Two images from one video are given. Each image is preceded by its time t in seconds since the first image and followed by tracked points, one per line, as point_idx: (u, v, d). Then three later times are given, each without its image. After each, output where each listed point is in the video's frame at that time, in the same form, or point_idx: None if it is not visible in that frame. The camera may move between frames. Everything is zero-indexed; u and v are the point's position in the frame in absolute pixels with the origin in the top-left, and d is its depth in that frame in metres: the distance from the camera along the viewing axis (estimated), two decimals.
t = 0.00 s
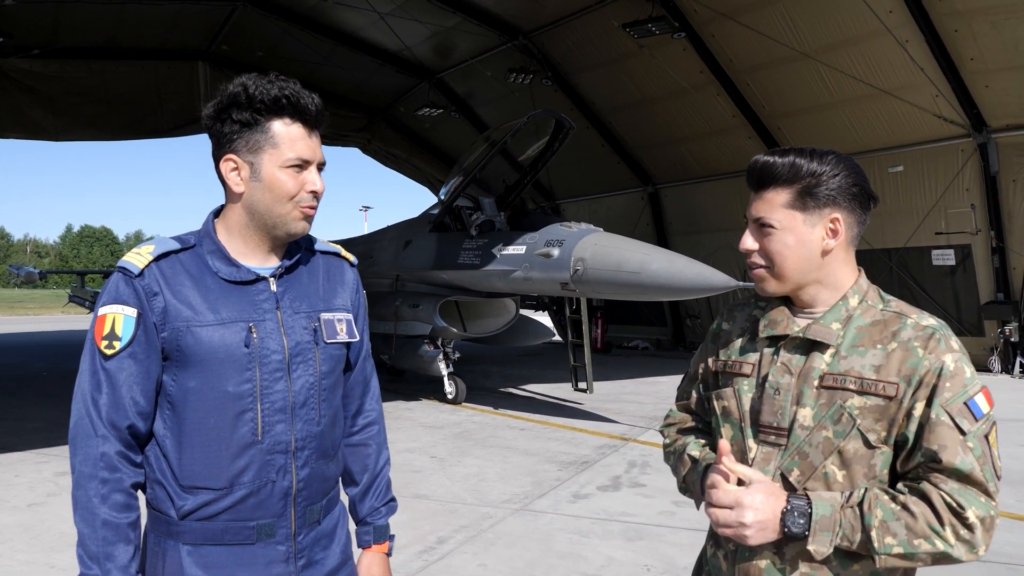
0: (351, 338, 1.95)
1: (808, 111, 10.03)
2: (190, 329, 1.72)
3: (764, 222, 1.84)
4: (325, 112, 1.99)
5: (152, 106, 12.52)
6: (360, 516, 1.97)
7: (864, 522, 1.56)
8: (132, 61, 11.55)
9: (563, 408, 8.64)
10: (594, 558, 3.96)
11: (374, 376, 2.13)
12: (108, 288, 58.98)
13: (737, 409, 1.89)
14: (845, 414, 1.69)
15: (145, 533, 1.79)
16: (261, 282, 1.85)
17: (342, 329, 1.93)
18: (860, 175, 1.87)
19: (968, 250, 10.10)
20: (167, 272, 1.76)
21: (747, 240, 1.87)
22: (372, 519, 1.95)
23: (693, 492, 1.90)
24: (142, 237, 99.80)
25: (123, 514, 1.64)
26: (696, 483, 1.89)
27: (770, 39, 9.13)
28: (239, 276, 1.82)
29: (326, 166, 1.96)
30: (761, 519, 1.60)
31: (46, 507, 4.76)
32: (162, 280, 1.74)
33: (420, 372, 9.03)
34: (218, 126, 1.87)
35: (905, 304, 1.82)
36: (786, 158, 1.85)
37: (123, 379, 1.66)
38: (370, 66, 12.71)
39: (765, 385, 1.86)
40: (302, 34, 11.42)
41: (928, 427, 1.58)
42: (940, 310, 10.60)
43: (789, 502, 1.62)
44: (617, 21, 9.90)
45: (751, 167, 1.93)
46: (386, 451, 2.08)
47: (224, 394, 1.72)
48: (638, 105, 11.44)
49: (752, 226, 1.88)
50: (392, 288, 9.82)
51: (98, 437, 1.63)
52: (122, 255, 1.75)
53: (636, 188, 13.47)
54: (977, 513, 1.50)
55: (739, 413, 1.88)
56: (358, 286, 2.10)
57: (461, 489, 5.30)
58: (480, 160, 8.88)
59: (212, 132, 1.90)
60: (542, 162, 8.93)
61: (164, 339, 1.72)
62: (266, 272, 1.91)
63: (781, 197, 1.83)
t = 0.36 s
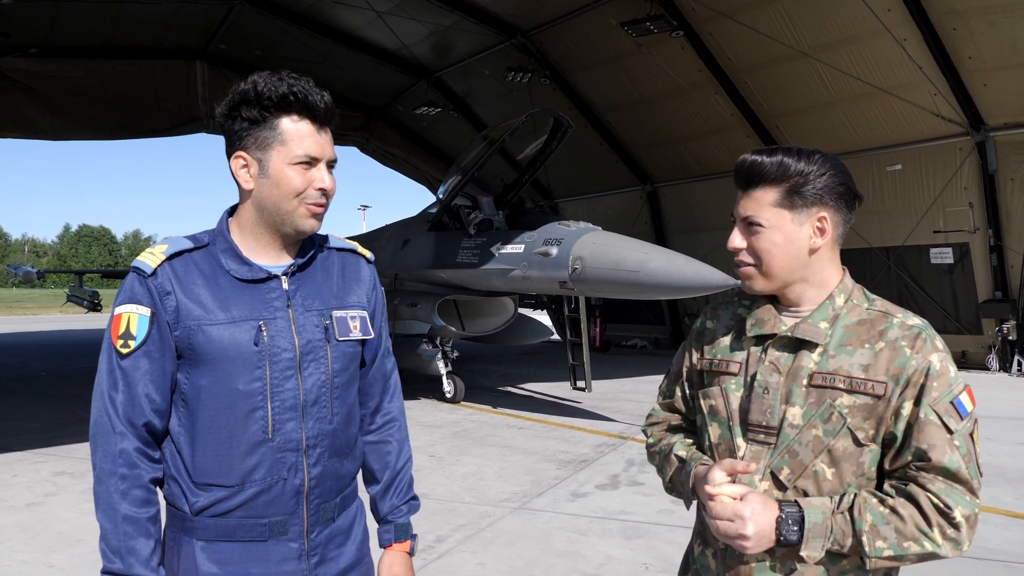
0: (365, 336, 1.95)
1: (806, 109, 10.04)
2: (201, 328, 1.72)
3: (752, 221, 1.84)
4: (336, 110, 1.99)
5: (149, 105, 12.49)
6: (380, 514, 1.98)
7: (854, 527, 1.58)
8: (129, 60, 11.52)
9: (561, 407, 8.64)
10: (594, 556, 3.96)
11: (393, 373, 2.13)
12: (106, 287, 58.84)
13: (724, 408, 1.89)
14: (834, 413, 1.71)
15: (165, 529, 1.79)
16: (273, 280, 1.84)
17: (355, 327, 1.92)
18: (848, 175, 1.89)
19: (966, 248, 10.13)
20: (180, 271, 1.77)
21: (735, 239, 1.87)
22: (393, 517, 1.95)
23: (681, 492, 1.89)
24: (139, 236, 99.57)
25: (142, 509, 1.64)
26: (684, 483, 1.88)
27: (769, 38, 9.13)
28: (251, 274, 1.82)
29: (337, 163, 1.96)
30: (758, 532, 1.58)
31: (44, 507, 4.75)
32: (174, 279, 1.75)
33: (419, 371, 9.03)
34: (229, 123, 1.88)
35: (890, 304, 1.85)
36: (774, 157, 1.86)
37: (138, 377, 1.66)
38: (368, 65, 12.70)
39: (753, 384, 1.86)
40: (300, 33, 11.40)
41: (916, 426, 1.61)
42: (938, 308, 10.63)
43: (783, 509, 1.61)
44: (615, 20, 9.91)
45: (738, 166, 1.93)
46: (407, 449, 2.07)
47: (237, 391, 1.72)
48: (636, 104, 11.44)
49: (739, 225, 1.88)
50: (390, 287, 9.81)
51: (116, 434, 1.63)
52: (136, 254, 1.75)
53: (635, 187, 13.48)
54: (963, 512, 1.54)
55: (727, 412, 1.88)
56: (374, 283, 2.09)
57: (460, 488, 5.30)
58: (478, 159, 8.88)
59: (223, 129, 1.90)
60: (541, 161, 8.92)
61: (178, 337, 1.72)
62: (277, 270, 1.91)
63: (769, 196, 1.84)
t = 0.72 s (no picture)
0: (367, 336, 1.94)
1: (805, 109, 10.05)
2: (203, 327, 1.72)
3: (742, 220, 1.84)
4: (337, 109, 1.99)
5: (147, 105, 12.47)
6: (381, 515, 1.97)
7: (853, 526, 1.58)
8: (127, 60, 11.50)
9: (560, 407, 8.64)
10: (593, 555, 3.97)
11: (395, 374, 2.12)
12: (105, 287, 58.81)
13: (720, 410, 1.88)
14: (830, 414, 1.71)
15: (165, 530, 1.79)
16: (275, 279, 1.84)
17: (358, 327, 1.92)
18: (838, 173, 1.89)
19: (965, 247, 10.14)
20: (182, 270, 1.76)
21: (725, 238, 1.87)
22: (394, 518, 1.95)
23: (679, 494, 1.90)
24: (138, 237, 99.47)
25: (142, 509, 1.63)
26: (681, 486, 1.87)
27: (768, 38, 9.13)
28: (254, 273, 1.81)
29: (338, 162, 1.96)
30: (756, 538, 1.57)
31: (43, 507, 4.75)
32: (176, 278, 1.74)
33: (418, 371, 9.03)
34: (231, 123, 1.87)
35: (882, 301, 1.85)
36: (764, 156, 1.86)
37: (139, 376, 1.66)
38: (367, 65, 12.69)
39: (748, 385, 1.85)
40: (299, 32, 11.39)
41: (912, 424, 1.61)
42: (938, 308, 10.63)
43: (782, 511, 1.61)
44: (614, 19, 9.90)
45: (728, 165, 1.92)
46: (409, 450, 2.07)
47: (238, 390, 1.71)
48: (635, 103, 11.45)
49: (729, 224, 1.88)
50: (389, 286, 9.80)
51: (117, 433, 1.63)
52: (138, 254, 1.75)
53: (634, 186, 13.49)
54: (962, 509, 1.53)
55: (723, 414, 1.87)
56: (378, 283, 2.09)
57: (460, 488, 5.30)
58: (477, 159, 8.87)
59: (225, 129, 1.90)
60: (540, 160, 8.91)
61: (179, 336, 1.71)
62: (279, 269, 1.91)
63: (759, 194, 1.83)
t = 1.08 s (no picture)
0: (368, 338, 1.94)
1: (807, 108, 10.03)
2: (205, 327, 1.71)
3: (740, 219, 1.83)
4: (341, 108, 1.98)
5: (149, 105, 12.48)
6: (379, 518, 1.96)
7: (853, 524, 1.57)
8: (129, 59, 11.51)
9: (562, 406, 8.63)
10: (595, 555, 3.96)
11: (394, 375, 2.12)
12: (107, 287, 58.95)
13: (722, 412, 1.88)
14: (832, 415, 1.70)
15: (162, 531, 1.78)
16: (277, 280, 1.83)
17: (359, 329, 1.91)
18: (838, 170, 1.88)
19: (968, 247, 10.11)
20: (183, 269, 1.76)
21: (723, 237, 1.86)
22: (392, 520, 1.94)
23: (677, 494, 1.88)
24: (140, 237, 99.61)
25: (140, 510, 1.63)
26: (682, 487, 1.86)
27: (771, 37, 9.11)
28: (256, 274, 1.81)
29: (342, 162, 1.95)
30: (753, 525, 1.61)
31: (45, 506, 4.75)
32: (178, 278, 1.74)
33: (420, 370, 9.02)
34: (235, 121, 1.87)
35: (883, 299, 1.84)
36: (762, 154, 1.85)
37: (140, 376, 1.65)
38: (369, 64, 12.69)
39: (749, 387, 1.84)
40: (300, 32, 11.39)
41: (912, 424, 1.60)
42: (940, 307, 10.60)
43: (780, 508, 1.61)
44: (616, 18, 9.89)
45: (725, 164, 1.91)
46: (407, 453, 2.07)
47: (238, 392, 1.71)
48: (637, 103, 11.43)
49: (727, 223, 1.87)
50: (390, 286, 9.80)
51: (117, 434, 1.63)
52: (139, 252, 1.74)
53: (635, 185, 13.48)
54: (963, 508, 1.52)
55: (725, 416, 1.87)
56: (378, 285, 2.08)
57: (461, 487, 5.29)
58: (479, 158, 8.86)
59: (229, 127, 1.89)
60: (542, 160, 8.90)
61: (180, 337, 1.71)
62: (281, 270, 1.90)
63: (756, 192, 1.82)
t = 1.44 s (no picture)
0: (376, 338, 1.95)
1: (808, 108, 10.04)
2: (213, 328, 1.73)
3: (741, 218, 1.85)
4: (347, 108, 2.00)
5: (152, 105, 12.49)
6: (390, 518, 1.98)
7: (847, 524, 1.59)
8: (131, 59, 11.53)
9: (564, 407, 8.64)
10: (597, 555, 3.97)
11: (403, 376, 2.13)
12: (110, 287, 59.09)
13: (726, 412, 1.89)
14: (835, 415, 1.71)
15: (174, 531, 1.80)
16: (285, 280, 1.85)
17: (367, 329, 1.93)
18: (840, 169, 1.89)
19: (970, 247, 10.11)
20: (192, 269, 1.77)
21: (725, 236, 1.88)
22: (403, 521, 1.96)
23: (684, 496, 1.89)
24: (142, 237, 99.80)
25: (153, 510, 1.65)
26: (685, 488, 1.87)
27: (772, 37, 9.12)
28: (263, 274, 1.83)
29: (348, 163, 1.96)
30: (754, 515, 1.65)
31: (48, 505, 4.77)
32: (186, 279, 1.75)
33: (422, 370, 9.04)
34: (241, 123, 1.88)
35: (888, 300, 1.84)
36: (763, 153, 1.87)
37: (150, 376, 1.67)
38: (371, 65, 12.71)
39: (753, 387, 1.86)
40: (302, 32, 11.41)
41: (912, 424, 1.61)
42: (942, 307, 10.61)
43: (775, 507, 1.64)
44: (618, 18, 9.90)
45: (727, 164, 1.93)
46: (417, 454, 2.08)
47: (247, 391, 1.72)
48: (639, 103, 11.45)
49: (729, 222, 1.89)
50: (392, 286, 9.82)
51: (127, 435, 1.64)
52: (147, 254, 1.76)
53: (637, 185, 13.49)
54: (960, 509, 1.52)
55: (729, 416, 1.88)
56: (387, 285, 2.10)
57: (463, 487, 5.30)
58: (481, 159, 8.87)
59: (235, 129, 1.91)
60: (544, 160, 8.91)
61: (189, 337, 1.72)
62: (289, 270, 1.92)
63: (757, 191, 1.84)
